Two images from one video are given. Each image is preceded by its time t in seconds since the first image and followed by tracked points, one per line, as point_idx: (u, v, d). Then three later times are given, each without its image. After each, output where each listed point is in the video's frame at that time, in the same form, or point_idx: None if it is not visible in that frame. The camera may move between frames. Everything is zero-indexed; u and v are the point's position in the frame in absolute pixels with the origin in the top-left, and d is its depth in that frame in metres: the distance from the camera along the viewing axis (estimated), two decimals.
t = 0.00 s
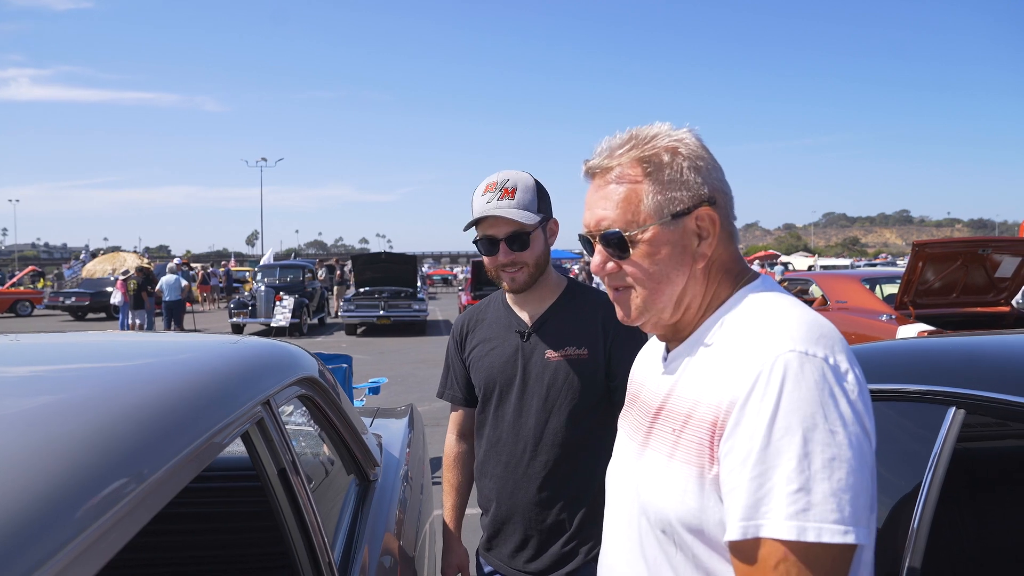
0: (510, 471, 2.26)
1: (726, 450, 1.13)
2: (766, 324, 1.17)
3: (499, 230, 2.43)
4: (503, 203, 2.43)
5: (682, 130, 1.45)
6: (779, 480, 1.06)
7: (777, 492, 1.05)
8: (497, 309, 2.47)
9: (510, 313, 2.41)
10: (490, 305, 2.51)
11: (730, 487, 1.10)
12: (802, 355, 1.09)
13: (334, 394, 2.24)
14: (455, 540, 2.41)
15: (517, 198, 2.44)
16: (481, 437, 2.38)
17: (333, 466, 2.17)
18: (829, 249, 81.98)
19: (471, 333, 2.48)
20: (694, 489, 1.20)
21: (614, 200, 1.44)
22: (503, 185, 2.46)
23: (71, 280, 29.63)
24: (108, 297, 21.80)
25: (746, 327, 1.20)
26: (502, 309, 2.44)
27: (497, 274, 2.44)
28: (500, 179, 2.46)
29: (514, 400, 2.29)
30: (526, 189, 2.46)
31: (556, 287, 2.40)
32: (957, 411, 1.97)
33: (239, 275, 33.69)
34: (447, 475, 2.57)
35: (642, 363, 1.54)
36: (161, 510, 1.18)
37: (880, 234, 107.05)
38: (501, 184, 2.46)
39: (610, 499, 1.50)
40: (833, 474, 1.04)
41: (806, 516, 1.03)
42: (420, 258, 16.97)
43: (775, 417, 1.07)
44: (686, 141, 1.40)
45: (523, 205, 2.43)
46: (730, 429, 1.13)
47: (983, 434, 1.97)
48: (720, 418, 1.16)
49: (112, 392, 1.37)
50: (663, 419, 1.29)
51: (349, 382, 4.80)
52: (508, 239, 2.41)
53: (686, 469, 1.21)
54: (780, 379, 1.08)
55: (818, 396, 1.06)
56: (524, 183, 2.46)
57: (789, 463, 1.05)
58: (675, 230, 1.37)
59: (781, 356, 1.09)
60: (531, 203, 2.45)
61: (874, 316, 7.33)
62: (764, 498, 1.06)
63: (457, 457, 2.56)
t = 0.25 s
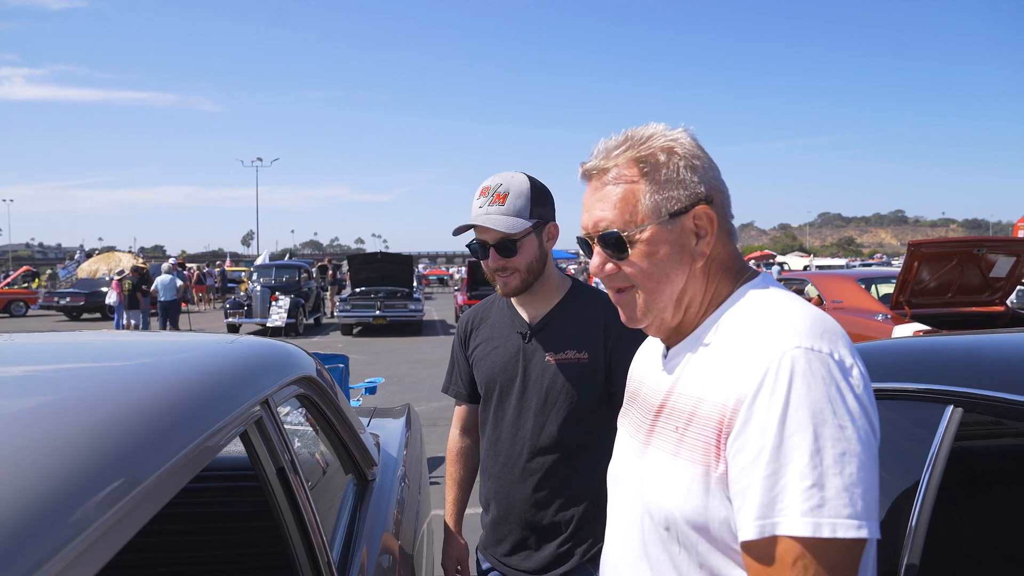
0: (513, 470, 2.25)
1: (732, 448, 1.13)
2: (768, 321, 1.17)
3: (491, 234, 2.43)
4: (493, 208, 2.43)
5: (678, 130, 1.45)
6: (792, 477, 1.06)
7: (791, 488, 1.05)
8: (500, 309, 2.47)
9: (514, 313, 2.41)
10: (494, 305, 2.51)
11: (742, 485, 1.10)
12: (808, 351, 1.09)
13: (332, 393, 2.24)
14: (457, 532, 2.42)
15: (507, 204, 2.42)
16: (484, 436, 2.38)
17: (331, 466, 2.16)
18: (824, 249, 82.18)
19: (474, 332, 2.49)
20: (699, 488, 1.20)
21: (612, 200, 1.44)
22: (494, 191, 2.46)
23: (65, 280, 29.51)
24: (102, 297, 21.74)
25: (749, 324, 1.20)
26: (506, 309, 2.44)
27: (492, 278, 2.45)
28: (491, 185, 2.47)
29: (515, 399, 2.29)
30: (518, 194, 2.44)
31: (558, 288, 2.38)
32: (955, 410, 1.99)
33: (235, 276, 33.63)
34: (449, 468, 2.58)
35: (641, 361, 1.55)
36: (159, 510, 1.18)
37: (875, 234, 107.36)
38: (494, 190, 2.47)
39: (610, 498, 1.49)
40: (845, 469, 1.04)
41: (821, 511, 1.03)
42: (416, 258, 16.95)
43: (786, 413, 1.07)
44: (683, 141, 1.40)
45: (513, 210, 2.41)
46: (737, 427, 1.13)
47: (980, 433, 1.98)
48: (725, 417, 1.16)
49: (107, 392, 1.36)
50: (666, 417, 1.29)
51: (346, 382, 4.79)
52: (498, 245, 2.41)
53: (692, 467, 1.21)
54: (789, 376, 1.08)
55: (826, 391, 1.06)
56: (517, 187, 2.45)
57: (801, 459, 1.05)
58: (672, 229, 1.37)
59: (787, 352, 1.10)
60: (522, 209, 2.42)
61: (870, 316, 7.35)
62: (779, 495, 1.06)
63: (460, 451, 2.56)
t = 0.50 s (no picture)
0: (512, 468, 2.25)
1: (734, 444, 1.13)
2: (772, 318, 1.17)
3: (499, 234, 2.43)
4: (501, 208, 2.42)
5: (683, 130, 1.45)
6: (792, 474, 1.06)
7: (790, 485, 1.06)
8: (508, 306, 2.47)
9: (522, 311, 2.41)
10: (501, 303, 2.51)
11: (743, 481, 1.10)
12: (812, 347, 1.09)
13: (331, 392, 2.24)
14: (458, 530, 2.42)
15: (515, 204, 2.42)
16: (487, 434, 2.38)
17: (329, 465, 2.16)
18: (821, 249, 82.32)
19: (481, 329, 2.49)
20: (700, 484, 1.20)
21: (613, 197, 1.45)
22: (503, 190, 2.46)
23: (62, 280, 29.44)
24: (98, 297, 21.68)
25: (752, 321, 1.20)
26: (514, 308, 2.44)
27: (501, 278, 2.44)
28: (499, 184, 2.46)
29: (518, 397, 2.29)
30: (526, 193, 2.43)
31: (566, 287, 2.39)
32: (953, 408, 1.99)
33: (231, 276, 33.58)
34: (455, 465, 2.56)
35: (645, 358, 1.55)
36: (157, 511, 1.18)
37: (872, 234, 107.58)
38: (501, 189, 2.46)
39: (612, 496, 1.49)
40: (845, 467, 1.04)
41: (820, 509, 1.04)
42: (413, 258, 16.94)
43: (787, 410, 1.07)
44: (684, 139, 1.41)
45: (522, 209, 2.41)
46: (738, 423, 1.13)
47: (974, 432, 1.98)
48: (728, 414, 1.16)
49: (106, 392, 1.36)
50: (668, 413, 1.29)
51: (344, 382, 4.78)
52: (506, 244, 2.40)
53: (693, 464, 1.21)
54: (792, 372, 1.08)
55: (828, 388, 1.06)
56: (525, 186, 2.44)
57: (802, 456, 1.06)
58: (670, 225, 1.37)
59: (790, 349, 1.10)
60: (530, 208, 2.42)
61: (867, 316, 7.36)
62: (779, 491, 1.07)
63: (466, 447, 2.56)
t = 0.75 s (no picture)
0: (515, 469, 2.25)
1: (737, 444, 1.13)
2: (772, 316, 1.17)
3: (507, 227, 2.44)
4: (510, 201, 2.43)
5: (673, 130, 1.46)
6: (797, 473, 1.06)
7: (796, 484, 1.06)
8: (512, 305, 2.47)
9: (526, 309, 2.41)
10: (506, 302, 2.51)
11: (747, 481, 1.10)
12: (809, 345, 1.09)
13: (329, 392, 2.24)
14: (458, 532, 2.41)
15: (523, 197, 2.43)
16: (491, 434, 2.37)
17: (327, 465, 2.16)
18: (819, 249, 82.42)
19: (484, 328, 2.49)
20: (701, 485, 1.20)
21: (603, 200, 1.47)
22: (512, 184, 2.47)
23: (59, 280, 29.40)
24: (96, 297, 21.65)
25: (750, 320, 1.20)
26: (518, 308, 2.44)
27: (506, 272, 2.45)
28: (508, 178, 2.47)
29: (521, 397, 2.29)
30: (536, 187, 2.44)
31: (571, 286, 2.39)
32: (949, 408, 2.00)
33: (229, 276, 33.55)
34: (456, 466, 2.56)
35: (650, 358, 1.54)
36: (154, 512, 1.18)
37: (869, 234, 107.72)
38: (511, 182, 2.47)
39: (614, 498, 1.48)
40: (850, 464, 1.04)
41: (826, 508, 1.03)
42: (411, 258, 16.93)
43: (789, 408, 1.07)
44: (672, 138, 1.42)
45: (530, 202, 2.42)
46: (741, 422, 1.13)
47: (971, 432, 1.99)
48: (730, 414, 1.15)
49: (103, 392, 1.36)
50: (670, 414, 1.29)
51: (341, 382, 4.78)
52: (513, 237, 2.41)
53: (695, 464, 1.21)
54: (793, 370, 1.08)
55: (829, 385, 1.06)
56: (535, 181, 2.46)
57: (806, 454, 1.05)
58: (655, 222, 1.37)
59: (789, 347, 1.10)
60: (539, 202, 2.43)
61: (864, 316, 7.37)
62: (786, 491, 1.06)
63: (467, 447, 2.56)
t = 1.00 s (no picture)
0: (516, 469, 2.25)
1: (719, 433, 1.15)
2: (774, 315, 1.17)
3: (511, 226, 2.43)
4: (514, 199, 2.42)
5: (673, 132, 1.44)
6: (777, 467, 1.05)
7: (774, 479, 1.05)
8: (513, 306, 2.48)
9: (528, 311, 2.41)
10: (506, 304, 2.52)
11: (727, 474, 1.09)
12: (809, 343, 1.10)
13: (326, 393, 2.24)
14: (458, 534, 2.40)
15: (528, 195, 2.42)
16: (492, 434, 2.37)
17: (325, 465, 2.16)
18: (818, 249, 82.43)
19: (485, 330, 2.50)
20: (695, 477, 1.22)
21: (600, 202, 1.47)
22: (516, 183, 2.46)
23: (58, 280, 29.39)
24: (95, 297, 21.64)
25: (753, 319, 1.20)
26: (519, 309, 2.44)
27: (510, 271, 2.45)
28: (512, 177, 2.47)
29: (524, 398, 2.29)
30: (539, 186, 2.44)
31: (573, 287, 2.40)
32: (946, 408, 2.01)
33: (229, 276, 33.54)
34: (455, 468, 2.56)
35: (654, 360, 1.52)
36: (150, 512, 1.17)
37: (869, 234, 107.74)
38: (515, 181, 2.46)
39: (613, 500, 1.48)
40: (830, 465, 1.04)
41: (802, 505, 1.03)
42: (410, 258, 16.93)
43: (777, 404, 1.07)
44: (671, 140, 1.41)
45: (534, 201, 2.41)
46: (725, 413, 1.15)
47: (969, 433, 1.99)
48: (714, 405, 1.18)
49: (101, 392, 1.36)
50: (670, 415, 1.28)
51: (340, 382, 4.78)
52: (517, 236, 2.41)
53: (687, 457, 1.24)
54: (787, 367, 1.09)
55: (820, 384, 1.07)
56: (538, 181, 2.45)
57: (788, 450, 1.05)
58: (652, 227, 1.37)
59: (786, 344, 1.11)
60: (543, 200, 2.42)
61: (863, 316, 7.37)
62: (759, 485, 1.05)
63: (467, 449, 2.56)
